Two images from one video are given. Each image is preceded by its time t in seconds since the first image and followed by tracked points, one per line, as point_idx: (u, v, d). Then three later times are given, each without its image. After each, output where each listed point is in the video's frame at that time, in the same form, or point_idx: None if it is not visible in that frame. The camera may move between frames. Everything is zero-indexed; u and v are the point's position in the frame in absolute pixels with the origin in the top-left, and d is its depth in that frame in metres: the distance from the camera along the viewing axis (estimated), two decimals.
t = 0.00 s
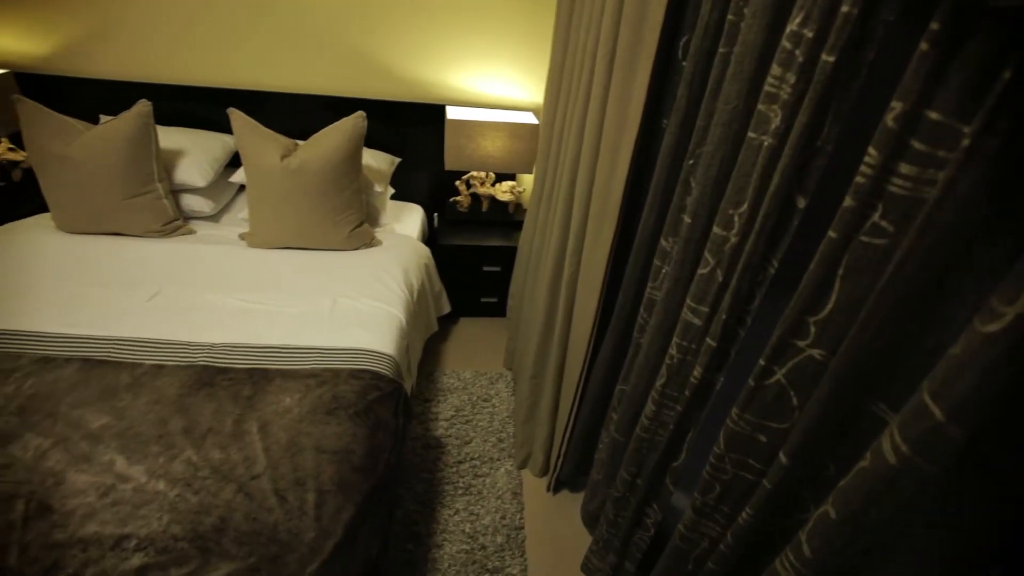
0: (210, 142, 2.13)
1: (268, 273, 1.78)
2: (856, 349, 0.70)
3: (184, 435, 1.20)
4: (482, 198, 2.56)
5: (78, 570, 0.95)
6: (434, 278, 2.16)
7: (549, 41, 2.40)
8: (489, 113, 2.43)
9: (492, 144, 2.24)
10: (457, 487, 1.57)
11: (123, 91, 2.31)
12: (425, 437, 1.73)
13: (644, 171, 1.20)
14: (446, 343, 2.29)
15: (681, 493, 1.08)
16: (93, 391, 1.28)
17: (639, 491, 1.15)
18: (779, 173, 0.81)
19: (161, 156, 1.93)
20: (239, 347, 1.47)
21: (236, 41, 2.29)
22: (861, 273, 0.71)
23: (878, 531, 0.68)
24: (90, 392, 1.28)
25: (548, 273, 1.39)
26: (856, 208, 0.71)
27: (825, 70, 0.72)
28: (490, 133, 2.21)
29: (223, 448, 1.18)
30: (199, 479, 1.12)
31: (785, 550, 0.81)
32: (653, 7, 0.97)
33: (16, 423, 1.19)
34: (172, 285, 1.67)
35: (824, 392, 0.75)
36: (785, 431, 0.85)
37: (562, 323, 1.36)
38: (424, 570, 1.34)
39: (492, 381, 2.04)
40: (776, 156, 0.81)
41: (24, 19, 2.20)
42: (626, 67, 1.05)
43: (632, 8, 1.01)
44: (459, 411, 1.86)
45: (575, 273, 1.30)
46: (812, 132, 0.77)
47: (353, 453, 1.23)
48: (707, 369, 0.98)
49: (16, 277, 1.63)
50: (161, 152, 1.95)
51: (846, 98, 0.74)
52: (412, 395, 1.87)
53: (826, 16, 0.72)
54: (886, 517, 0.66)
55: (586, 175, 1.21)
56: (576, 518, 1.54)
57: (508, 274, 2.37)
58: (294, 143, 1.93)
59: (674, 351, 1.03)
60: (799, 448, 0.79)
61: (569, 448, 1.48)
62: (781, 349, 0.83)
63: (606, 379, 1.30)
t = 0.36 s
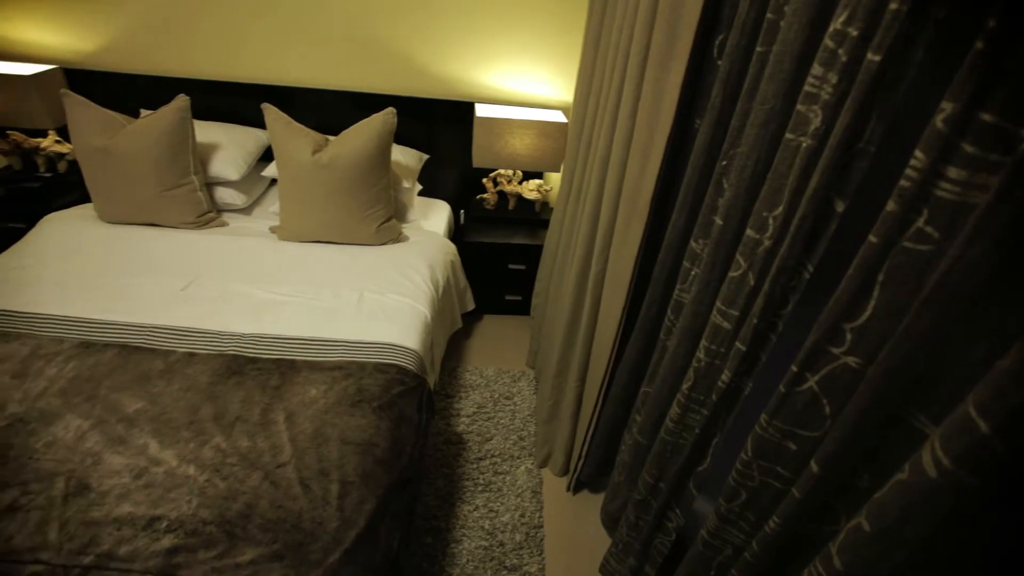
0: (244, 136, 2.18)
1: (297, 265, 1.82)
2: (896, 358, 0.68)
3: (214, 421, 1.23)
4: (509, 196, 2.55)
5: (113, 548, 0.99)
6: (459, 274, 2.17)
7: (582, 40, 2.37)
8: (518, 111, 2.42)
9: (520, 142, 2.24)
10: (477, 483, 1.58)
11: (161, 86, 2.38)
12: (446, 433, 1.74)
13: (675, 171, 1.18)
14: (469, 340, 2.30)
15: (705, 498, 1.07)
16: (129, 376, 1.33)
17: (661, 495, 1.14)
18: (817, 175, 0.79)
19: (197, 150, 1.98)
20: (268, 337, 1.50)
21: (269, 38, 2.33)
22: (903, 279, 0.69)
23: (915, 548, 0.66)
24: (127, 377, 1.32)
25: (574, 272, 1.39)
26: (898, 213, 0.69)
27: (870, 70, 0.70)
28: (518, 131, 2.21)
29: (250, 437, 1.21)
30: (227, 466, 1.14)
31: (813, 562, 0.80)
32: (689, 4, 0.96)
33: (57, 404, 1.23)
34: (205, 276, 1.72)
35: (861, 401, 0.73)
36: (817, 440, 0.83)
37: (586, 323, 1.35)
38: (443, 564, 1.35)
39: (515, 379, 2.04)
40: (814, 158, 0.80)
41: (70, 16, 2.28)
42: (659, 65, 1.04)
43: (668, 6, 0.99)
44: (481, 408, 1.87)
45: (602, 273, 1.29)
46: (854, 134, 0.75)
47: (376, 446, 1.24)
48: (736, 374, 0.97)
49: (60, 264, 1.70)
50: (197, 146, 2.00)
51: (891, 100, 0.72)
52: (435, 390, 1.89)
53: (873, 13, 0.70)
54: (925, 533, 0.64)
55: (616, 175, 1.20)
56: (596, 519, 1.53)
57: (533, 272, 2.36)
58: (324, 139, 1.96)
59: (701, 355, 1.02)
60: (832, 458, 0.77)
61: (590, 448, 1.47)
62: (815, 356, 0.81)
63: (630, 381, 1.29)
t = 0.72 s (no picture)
0: (279, 130, 2.22)
1: (326, 259, 1.85)
2: (940, 370, 0.65)
3: (244, 409, 1.27)
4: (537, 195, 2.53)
5: (147, 528, 1.03)
6: (486, 271, 2.17)
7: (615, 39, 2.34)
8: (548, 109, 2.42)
9: (550, 141, 2.23)
10: (498, 479, 1.59)
11: (199, 81, 2.44)
12: (469, 429, 1.75)
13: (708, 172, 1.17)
14: (494, 337, 2.31)
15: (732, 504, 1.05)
16: (165, 362, 1.37)
17: (685, 499, 1.13)
18: (859, 179, 0.77)
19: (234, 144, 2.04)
20: (298, 328, 1.53)
21: (303, 35, 2.37)
22: (951, 288, 0.66)
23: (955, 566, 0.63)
24: (162, 363, 1.37)
25: (603, 272, 1.38)
26: (947, 219, 0.66)
27: (922, 69, 0.67)
28: (548, 129, 2.21)
29: (279, 425, 1.24)
30: (256, 453, 1.17)
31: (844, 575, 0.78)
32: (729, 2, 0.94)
33: (98, 387, 1.28)
34: (239, 267, 1.76)
35: (901, 412, 0.70)
36: (852, 450, 0.81)
37: (614, 323, 1.34)
38: (463, 559, 1.36)
39: (538, 378, 2.04)
40: (857, 161, 0.77)
41: (117, 15, 2.36)
42: (696, 64, 1.02)
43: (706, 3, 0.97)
44: (504, 405, 1.87)
45: (630, 273, 1.28)
46: (900, 137, 0.72)
47: (401, 439, 1.26)
48: (767, 380, 0.95)
49: (102, 252, 1.77)
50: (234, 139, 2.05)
51: (943, 101, 0.69)
52: (459, 386, 1.91)
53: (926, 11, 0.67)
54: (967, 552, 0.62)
55: (647, 175, 1.18)
56: (617, 522, 1.52)
57: (560, 271, 2.36)
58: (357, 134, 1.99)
59: (732, 359, 1.00)
60: (868, 469, 0.75)
61: (614, 449, 1.46)
62: (853, 364, 0.79)
63: (656, 383, 1.28)
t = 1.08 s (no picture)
0: (313, 125, 2.26)
1: (355, 253, 1.88)
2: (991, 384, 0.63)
3: (274, 397, 1.30)
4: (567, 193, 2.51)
5: (179, 509, 1.06)
6: (514, 269, 2.17)
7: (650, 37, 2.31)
8: (579, 107, 2.40)
9: (581, 140, 2.22)
10: (520, 477, 1.59)
11: (236, 77, 2.51)
12: (492, 426, 1.76)
13: (742, 174, 1.14)
14: (519, 335, 2.31)
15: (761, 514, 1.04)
16: (199, 349, 1.41)
17: (711, 506, 1.11)
18: (907, 182, 0.74)
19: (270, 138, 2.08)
20: (326, 321, 1.56)
21: (336, 32, 2.41)
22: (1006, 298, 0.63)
23: None
24: (197, 350, 1.41)
25: (632, 273, 1.37)
26: (1003, 227, 0.63)
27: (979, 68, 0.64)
28: (579, 128, 2.19)
29: (307, 415, 1.26)
30: (285, 441, 1.20)
31: None
32: None
33: (136, 371, 1.33)
34: (271, 258, 1.81)
35: (947, 426, 0.67)
36: (890, 463, 0.78)
37: (641, 325, 1.33)
38: (483, 555, 1.37)
39: (563, 377, 2.03)
40: (904, 164, 0.75)
41: (160, 13, 2.44)
42: (735, 63, 1.00)
43: None
44: (528, 404, 1.87)
45: (660, 275, 1.26)
46: (953, 139, 0.69)
47: (426, 433, 1.27)
48: (801, 388, 0.93)
49: (142, 241, 1.83)
50: (270, 134, 2.10)
51: (1002, 102, 0.66)
52: (483, 383, 1.91)
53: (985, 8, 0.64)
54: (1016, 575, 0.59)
55: (681, 175, 1.17)
56: (639, 525, 1.51)
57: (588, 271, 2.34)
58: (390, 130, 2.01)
59: (764, 365, 0.98)
60: (907, 484, 0.72)
61: (637, 451, 1.45)
62: (894, 374, 0.77)
63: (684, 386, 1.27)
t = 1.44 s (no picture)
0: (346, 121, 2.30)
1: (383, 247, 1.90)
2: None
3: (303, 387, 1.32)
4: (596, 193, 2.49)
5: (210, 493, 1.09)
6: (540, 268, 2.17)
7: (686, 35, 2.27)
8: (610, 106, 2.38)
9: (611, 138, 2.20)
10: (541, 476, 1.59)
11: (272, 73, 2.56)
12: (515, 424, 1.76)
13: (779, 175, 1.12)
14: (544, 333, 2.30)
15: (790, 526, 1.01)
16: (232, 338, 1.45)
17: (737, 513, 1.09)
18: (957, 187, 0.70)
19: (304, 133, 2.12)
20: (355, 314, 1.58)
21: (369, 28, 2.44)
22: None
23: None
24: (230, 338, 1.45)
25: (662, 274, 1.35)
26: None
27: None
28: (610, 126, 2.17)
29: (334, 406, 1.28)
30: (312, 431, 1.22)
31: None
32: None
33: (172, 357, 1.38)
34: (302, 251, 1.84)
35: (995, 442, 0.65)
36: (929, 478, 0.75)
37: (669, 327, 1.31)
38: (503, 552, 1.38)
39: (587, 377, 2.02)
40: (955, 168, 0.72)
41: (201, 11, 2.51)
42: (775, 63, 0.98)
43: None
44: (551, 403, 1.87)
45: (690, 277, 1.24)
46: (1010, 143, 0.66)
47: (450, 428, 1.28)
48: (836, 397, 0.90)
49: (179, 231, 1.89)
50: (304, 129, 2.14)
51: None
52: (507, 380, 1.92)
53: None
54: None
55: (714, 176, 1.15)
56: (661, 530, 1.49)
57: (616, 271, 2.32)
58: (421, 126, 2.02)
59: (796, 372, 0.96)
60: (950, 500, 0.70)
61: (661, 455, 1.44)
62: (937, 386, 0.74)
63: (712, 390, 1.25)
